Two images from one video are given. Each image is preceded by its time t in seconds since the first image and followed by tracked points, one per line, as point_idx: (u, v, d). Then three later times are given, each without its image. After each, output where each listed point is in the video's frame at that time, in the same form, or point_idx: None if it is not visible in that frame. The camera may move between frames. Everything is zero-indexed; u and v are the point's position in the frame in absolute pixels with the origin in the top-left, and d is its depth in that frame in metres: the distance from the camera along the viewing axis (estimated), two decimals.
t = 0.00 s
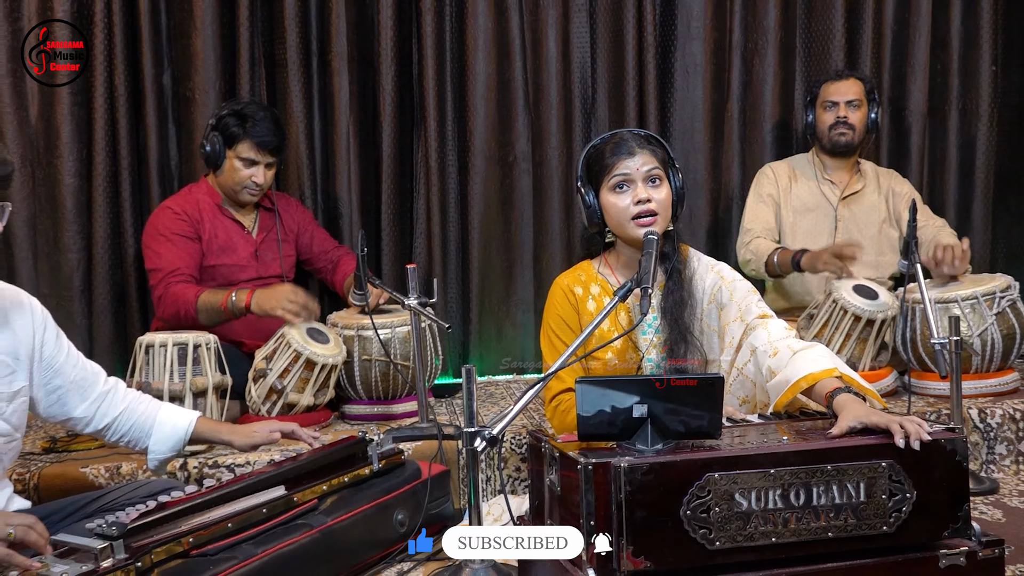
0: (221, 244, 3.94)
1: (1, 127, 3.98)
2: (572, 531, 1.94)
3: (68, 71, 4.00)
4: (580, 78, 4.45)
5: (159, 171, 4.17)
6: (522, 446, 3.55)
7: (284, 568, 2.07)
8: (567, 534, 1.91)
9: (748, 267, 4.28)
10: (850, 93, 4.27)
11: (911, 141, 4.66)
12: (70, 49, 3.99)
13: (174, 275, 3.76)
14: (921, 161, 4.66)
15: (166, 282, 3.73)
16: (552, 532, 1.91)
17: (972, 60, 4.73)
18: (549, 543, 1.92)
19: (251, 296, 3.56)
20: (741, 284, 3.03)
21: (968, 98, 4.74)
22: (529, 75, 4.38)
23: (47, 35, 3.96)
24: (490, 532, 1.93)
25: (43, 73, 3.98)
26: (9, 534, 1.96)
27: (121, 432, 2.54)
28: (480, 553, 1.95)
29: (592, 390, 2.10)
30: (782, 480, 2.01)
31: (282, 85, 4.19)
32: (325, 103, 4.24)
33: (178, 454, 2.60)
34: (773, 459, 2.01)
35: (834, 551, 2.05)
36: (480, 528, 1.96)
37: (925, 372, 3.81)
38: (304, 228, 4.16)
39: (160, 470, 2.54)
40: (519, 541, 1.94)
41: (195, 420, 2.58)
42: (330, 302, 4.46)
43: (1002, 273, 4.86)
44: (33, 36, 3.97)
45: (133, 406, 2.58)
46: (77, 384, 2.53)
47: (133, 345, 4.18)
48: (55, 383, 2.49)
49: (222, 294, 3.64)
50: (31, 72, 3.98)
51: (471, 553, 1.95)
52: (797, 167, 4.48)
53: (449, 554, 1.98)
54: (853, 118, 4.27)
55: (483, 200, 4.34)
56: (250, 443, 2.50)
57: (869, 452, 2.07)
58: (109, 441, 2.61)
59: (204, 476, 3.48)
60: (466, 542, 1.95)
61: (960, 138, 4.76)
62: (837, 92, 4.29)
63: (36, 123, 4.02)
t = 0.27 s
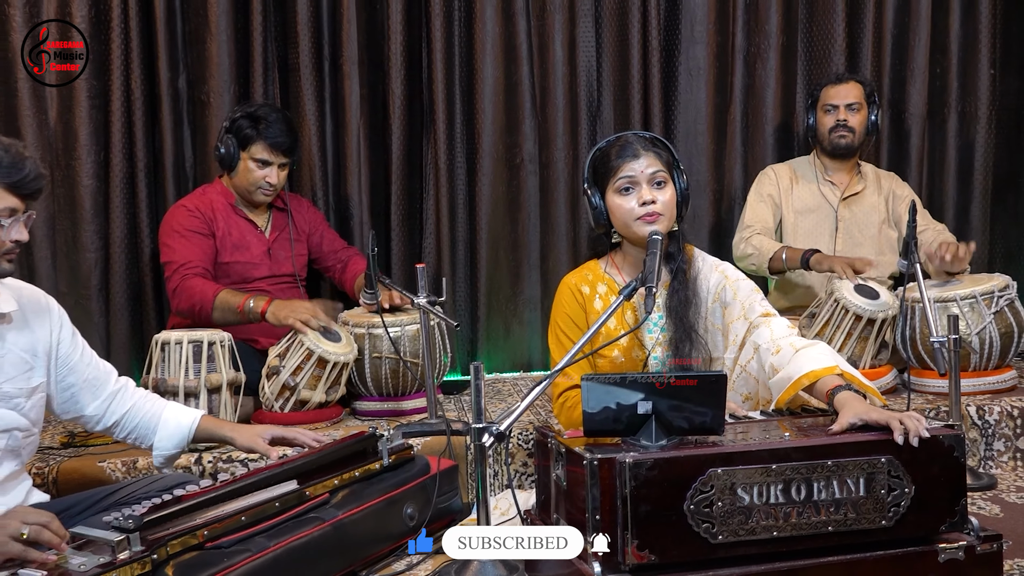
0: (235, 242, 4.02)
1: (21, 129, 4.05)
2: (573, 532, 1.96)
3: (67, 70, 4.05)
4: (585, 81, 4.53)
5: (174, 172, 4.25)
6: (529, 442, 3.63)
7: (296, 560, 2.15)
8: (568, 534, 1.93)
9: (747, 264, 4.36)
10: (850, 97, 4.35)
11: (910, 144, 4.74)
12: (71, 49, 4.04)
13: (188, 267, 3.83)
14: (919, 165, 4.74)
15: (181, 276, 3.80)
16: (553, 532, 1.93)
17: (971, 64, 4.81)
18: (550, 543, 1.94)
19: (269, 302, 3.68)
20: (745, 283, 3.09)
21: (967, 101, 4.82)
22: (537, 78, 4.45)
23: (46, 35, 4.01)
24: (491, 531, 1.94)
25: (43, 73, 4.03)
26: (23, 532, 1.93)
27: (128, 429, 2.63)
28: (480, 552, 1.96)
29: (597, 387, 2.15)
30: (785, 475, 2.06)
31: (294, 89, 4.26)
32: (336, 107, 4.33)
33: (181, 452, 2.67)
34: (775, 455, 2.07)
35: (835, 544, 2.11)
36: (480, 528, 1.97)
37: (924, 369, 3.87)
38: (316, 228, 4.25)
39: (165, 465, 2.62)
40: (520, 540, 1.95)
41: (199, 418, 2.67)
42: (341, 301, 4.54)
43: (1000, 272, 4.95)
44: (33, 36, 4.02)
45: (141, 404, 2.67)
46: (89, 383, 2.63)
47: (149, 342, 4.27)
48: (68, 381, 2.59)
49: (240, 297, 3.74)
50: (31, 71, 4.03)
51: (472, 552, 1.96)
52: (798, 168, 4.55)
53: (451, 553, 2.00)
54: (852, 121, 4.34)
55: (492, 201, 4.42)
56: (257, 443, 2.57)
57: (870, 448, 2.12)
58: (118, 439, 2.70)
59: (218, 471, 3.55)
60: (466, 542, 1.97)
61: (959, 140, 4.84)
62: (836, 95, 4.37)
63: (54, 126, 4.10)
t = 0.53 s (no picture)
0: (249, 244, 4.12)
1: (41, 131, 4.11)
2: (572, 531, 1.96)
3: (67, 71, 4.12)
4: (591, 85, 4.60)
5: (190, 175, 4.35)
6: (535, 438, 3.71)
7: (309, 551, 2.22)
8: (567, 534, 1.93)
9: (753, 269, 4.42)
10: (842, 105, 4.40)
11: (910, 146, 4.77)
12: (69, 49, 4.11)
13: (204, 270, 3.92)
14: (918, 161, 4.78)
15: (196, 278, 3.89)
16: (552, 532, 1.93)
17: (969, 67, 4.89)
18: (550, 543, 1.95)
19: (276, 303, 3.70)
20: (745, 283, 3.16)
21: (965, 104, 4.90)
22: (543, 82, 4.52)
23: (47, 35, 4.09)
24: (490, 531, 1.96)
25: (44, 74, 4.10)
26: (43, 523, 1.95)
27: (126, 432, 2.71)
28: (481, 553, 1.97)
29: (602, 384, 2.20)
30: (786, 470, 2.12)
31: (306, 93, 4.34)
32: (345, 110, 4.41)
33: (176, 455, 2.74)
34: (777, 451, 2.13)
35: (836, 538, 2.17)
36: (480, 528, 1.98)
37: (922, 367, 3.92)
38: (327, 226, 4.32)
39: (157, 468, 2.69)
40: (520, 540, 1.97)
41: (193, 422, 2.71)
42: (352, 299, 4.62)
43: (997, 272, 5.05)
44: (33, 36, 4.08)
45: (142, 407, 2.74)
46: (99, 384, 2.72)
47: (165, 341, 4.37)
48: (80, 382, 2.68)
49: (250, 300, 3.79)
50: (32, 71, 4.10)
51: (471, 552, 1.97)
52: (798, 171, 4.62)
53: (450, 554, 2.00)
54: (839, 130, 4.42)
55: (499, 202, 4.49)
56: (253, 441, 2.62)
57: (868, 443, 2.18)
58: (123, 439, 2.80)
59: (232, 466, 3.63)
60: (466, 542, 1.97)
61: (956, 142, 4.92)
62: (829, 104, 4.43)
63: (73, 129, 4.19)
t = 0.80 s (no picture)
0: (260, 244, 4.18)
1: (56, 134, 4.20)
2: (572, 531, 2.03)
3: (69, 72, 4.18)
4: (595, 88, 4.68)
5: (202, 176, 4.43)
6: (540, 434, 3.77)
7: (321, 544, 2.29)
8: (567, 534, 2.00)
9: (754, 265, 4.48)
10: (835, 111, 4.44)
11: (907, 149, 4.88)
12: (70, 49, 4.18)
13: (216, 275, 4.00)
14: (916, 165, 4.88)
15: (208, 282, 3.99)
16: (552, 532, 2.00)
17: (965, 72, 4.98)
18: (550, 542, 2.02)
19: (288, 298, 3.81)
20: (747, 283, 3.22)
21: (961, 107, 5.00)
22: (548, 85, 4.59)
23: (48, 35, 4.13)
24: (491, 531, 2.03)
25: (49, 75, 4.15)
26: (61, 518, 2.00)
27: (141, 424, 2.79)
28: (481, 552, 2.04)
29: (605, 382, 2.25)
30: (786, 466, 2.17)
31: (316, 96, 4.42)
32: (354, 113, 4.49)
33: (190, 446, 2.81)
34: (777, 447, 2.17)
35: (835, 533, 2.22)
36: (480, 529, 2.05)
37: (920, 365, 4.00)
38: (336, 227, 4.41)
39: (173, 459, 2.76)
40: (520, 540, 2.04)
41: (206, 415, 2.79)
42: (361, 298, 4.69)
43: (993, 271, 5.16)
44: (32, 35, 4.14)
45: (156, 400, 2.82)
46: (114, 378, 2.79)
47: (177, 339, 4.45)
48: (95, 376, 2.75)
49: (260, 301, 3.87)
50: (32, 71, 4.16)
51: (472, 552, 2.04)
52: (796, 174, 4.69)
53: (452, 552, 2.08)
54: (830, 137, 4.48)
55: (504, 203, 4.55)
56: (263, 433, 2.69)
57: (866, 440, 2.22)
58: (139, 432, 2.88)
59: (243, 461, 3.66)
60: (466, 542, 2.05)
61: (953, 145, 5.02)
62: (823, 109, 4.47)
63: (88, 131, 4.26)
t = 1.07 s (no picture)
0: (270, 242, 4.27)
1: (71, 136, 4.30)
2: (572, 531, 2.11)
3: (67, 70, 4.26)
4: (597, 92, 4.76)
5: (213, 178, 4.51)
6: (544, 430, 3.84)
7: (330, 537, 2.37)
8: (566, 534, 2.08)
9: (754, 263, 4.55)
10: (834, 119, 4.49)
11: (904, 152, 4.94)
12: (70, 50, 4.26)
13: (226, 267, 4.09)
14: (912, 169, 4.94)
15: (218, 274, 4.07)
16: (553, 532, 2.08)
17: (962, 75, 5.05)
18: (549, 542, 2.10)
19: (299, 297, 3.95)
20: (748, 283, 3.28)
21: (958, 111, 5.08)
22: (551, 89, 4.66)
23: (47, 35, 4.22)
24: (491, 531, 2.12)
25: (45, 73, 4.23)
26: (76, 509, 2.06)
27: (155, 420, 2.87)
28: (481, 551, 2.13)
29: (608, 379, 2.32)
30: (786, 462, 2.21)
31: (324, 98, 4.49)
32: (362, 116, 4.56)
33: (203, 441, 2.91)
34: (777, 444, 2.22)
35: (832, 528, 2.27)
36: (480, 529, 2.14)
37: (916, 363, 4.08)
38: (344, 228, 4.49)
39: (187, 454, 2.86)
40: (521, 540, 2.12)
41: (218, 411, 2.88)
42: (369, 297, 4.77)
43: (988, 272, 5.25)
44: (33, 36, 4.22)
45: (169, 396, 2.90)
46: (127, 375, 2.86)
47: (189, 336, 4.54)
48: (109, 373, 2.82)
49: (272, 293, 3.97)
50: (32, 70, 4.23)
51: (471, 551, 2.13)
52: (796, 176, 4.75)
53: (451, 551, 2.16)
54: (826, 145, 4.54)
55: (509, 204, 4.63)
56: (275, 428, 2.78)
57: (864, 437, 2.27)
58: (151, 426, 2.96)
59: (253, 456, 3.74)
60: (466, 542, 2.13)
61: (951, 148, 5.09)
62: (823, 117, 4.52)
63: (102, 134, 4.35)
